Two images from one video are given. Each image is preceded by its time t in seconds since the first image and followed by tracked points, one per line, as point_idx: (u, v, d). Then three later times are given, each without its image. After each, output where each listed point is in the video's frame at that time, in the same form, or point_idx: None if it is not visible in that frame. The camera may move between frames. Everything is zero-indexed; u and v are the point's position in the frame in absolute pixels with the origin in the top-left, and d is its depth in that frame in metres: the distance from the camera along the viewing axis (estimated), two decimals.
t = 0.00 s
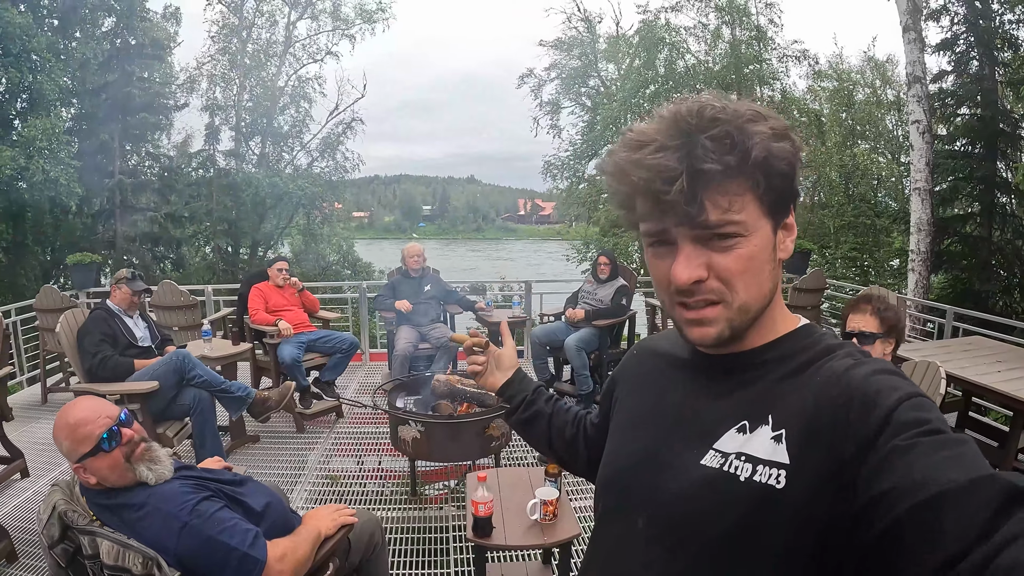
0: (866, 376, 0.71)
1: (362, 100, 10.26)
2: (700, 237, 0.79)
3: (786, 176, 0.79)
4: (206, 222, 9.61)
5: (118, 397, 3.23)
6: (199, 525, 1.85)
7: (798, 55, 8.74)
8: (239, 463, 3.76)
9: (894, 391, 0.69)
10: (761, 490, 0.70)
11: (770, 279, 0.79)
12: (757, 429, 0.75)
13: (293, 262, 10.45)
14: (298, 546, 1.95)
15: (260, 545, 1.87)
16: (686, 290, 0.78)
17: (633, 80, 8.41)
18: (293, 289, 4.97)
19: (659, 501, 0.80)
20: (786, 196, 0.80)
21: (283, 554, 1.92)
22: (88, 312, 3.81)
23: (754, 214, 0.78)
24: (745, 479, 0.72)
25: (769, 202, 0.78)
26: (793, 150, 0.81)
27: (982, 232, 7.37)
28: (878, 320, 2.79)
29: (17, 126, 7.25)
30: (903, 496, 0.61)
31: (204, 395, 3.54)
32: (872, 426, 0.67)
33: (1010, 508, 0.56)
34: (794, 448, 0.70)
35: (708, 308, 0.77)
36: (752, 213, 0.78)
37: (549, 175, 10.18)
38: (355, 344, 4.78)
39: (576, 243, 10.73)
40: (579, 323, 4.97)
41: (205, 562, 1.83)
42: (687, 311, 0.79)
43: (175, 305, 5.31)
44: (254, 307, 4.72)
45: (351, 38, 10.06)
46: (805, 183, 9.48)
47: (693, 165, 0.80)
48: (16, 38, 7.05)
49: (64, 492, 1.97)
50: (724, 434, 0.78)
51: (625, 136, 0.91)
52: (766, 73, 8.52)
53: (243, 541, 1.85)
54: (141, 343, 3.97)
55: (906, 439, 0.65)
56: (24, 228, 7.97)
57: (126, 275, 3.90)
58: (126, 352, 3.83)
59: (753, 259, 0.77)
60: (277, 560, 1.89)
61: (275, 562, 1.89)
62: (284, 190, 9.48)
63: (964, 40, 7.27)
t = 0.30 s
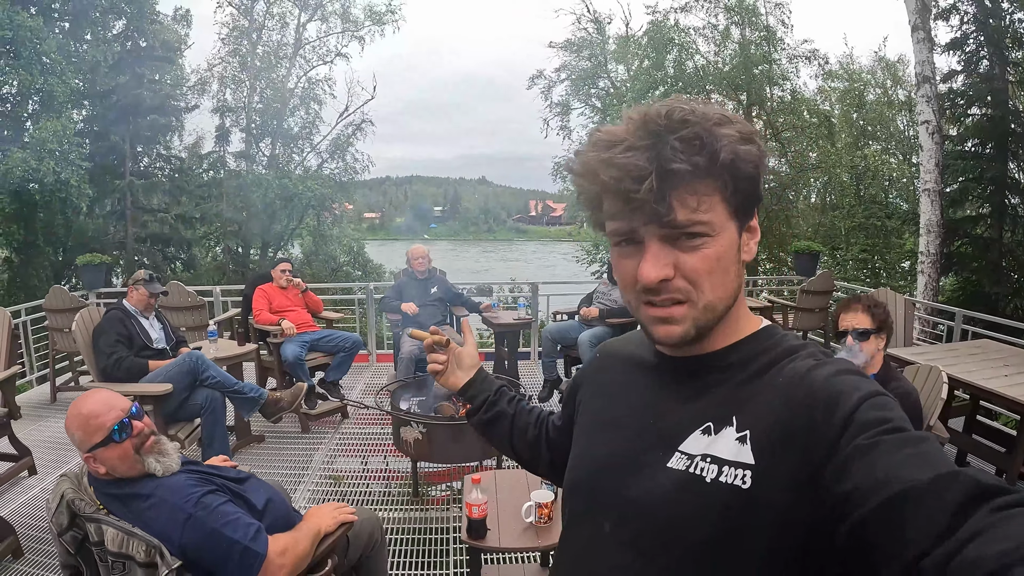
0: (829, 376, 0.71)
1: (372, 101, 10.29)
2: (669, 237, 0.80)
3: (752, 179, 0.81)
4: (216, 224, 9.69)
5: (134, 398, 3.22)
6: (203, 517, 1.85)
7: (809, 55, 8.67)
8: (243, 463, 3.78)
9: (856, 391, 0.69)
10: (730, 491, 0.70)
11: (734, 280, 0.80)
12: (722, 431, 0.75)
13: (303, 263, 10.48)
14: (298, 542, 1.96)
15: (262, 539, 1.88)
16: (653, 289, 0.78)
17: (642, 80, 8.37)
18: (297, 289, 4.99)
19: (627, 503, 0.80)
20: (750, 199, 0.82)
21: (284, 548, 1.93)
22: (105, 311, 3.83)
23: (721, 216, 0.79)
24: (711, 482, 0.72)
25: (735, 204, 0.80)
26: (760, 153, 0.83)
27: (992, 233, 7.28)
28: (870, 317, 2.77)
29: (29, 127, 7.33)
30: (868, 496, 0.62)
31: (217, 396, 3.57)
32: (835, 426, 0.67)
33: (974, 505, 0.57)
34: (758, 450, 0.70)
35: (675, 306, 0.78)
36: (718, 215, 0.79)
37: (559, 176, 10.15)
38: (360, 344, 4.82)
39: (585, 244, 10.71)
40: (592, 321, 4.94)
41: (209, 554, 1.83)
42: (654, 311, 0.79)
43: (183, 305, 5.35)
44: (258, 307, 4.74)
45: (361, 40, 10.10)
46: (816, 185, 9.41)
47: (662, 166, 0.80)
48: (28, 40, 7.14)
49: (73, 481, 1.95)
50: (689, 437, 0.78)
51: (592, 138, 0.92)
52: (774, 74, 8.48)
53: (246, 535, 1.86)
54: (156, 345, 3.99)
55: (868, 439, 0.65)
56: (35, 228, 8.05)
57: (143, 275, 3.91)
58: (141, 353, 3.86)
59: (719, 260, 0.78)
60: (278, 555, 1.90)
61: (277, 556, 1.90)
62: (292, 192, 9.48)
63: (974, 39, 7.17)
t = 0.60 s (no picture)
0: (786, 369, 0.74)
1: (376, 101, 10.30)
2: (629, 232, 0.81)
3: (709, 177, 0.84)
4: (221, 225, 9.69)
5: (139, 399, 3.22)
6: (194, 511, 1.86)
7: (814, 52, 8.62)
8: (243, 463, 3.79)
9: (810, 381, 0.72)
10: (689, 482, 0.72)
11: (691, 276, 0.82)
12: (681, 424, 0.77)
13: (308, 263, 10.48)
14: (288, 540, 1.95)
15: (251, 535, 1.88)
16: (613, 283, 0.79)
17: (647, 79, 8.34)
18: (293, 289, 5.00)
19: (591, 497, 0.80)
20: (707, 196, 0.84)
21: (273, 544, 1.92)
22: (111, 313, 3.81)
23: (680, 212, 0.81)
24: (673, 474, 0.73)
25: (693, 202, 0.82)
26: (716, 152, 0.86)
27: (998, 231, 7.23)
28: (865, 311, 2.76)
29: (35, 129, 7.36)
30: (824, 484, 0.63)
31: (220, 396, 3.57)
32: (791, 418, 0.69)
33: (931, 488, 0.58)
34: (718, 443, 0.72)
35: (635, 300, 0.79)
36: (678, 210, 0.81)
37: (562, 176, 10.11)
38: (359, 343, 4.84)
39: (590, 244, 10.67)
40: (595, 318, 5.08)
41: (199, 548, 1.83)
42: (615, 304, 0.80)
43: (185, 306, 5.37)
44: (256, 307, 4.75)
45: (365, 39, 10.12)
46: (822, 184, 9.35)
47: (622, 161, 0.81)
48: (32, 42, 7.17)
49: (69, 477, 1.94)
50: (650, 431, 0.79)
51: (552, 133, 0.93)
52: (779, 71, 8.42)
53: (236, 530, 1.86)
54: (161, 346, 3.98)
55: (825, 427, 0.67)
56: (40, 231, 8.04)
57: (151, 277, 3.89)
58: (147, 353, 3.87)
59: (678, 254, 0.80)
60: (268, 550, 1.90)
61: (268, 551, 1.90)
62: (297, 193, 9.50)
63: (978, 36, 7.11)
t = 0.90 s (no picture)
0: (761, 374, 0.74)
1: (380, 103, 10.30)
2: (599, 241, 0.81)
3: (678, 187, 0.83)
4: (226, 227, 9.70)
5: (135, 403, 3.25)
6: (186, 522, 1.86)
7: (819, 51, 8.56)
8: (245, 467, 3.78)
9: (782, 387, 0.72)
10: (666, 489, 0.71)
11: (662, 285, 0.81)
12: (656, 432, 0.76)
13: (313, 265, 10.47)
14: (282, 548, 1.93)
15: (244, 544, 1.87)
16: (584, 293, 0.79)
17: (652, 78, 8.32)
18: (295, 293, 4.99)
19: (567, 503, 0.79)
20: (676, 205, 0.84)
21: (267, 552, 1.91)
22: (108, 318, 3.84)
23: (649, 221, 0.80)
24: (648, 481, 0.72)
25: (662, 211, 0.82)
26: (684, 162, 0.85)
27: (1005, 231, 7.16)
28: (856, 317, 2.75)
29: (40, 133, 7.39)
30: (802, 486, 0.63)
31: (216, 400, 3.59)
32: (767, 423, 0.69)
33: (908, 485, 0.58)
34: (693, 448, 0.71)
35: (607, 309, 0.79)
36: (647, 220, 0.80)
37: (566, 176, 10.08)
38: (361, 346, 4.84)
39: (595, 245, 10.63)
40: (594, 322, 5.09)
41: (191, 557, 1.83)
42: (586, 314, 0.80)
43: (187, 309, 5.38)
44: (258, 311, 4.76)
45: (368, 41, 10.13)
46: (828, 183, 9.30)
47: (591, 172, 0.81)
48: (36, 46, 7.20)
49: (62, 486, 1.94)
50: (625, 439, 0.78)
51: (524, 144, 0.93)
52: (784, 70, 8.36)
53: (228, 540, 1.85)
54: (159, 351, 3.98)
55: (800, 431, 0.67)
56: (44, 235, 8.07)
57: (147, 281, 3.96)
58: (142, 358, 3.84)
59: (648, 264, 0.79)
60: (261, 559, 1.88)
61: (260, 560, 1.88)
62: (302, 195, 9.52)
63: (984, 34, 7.04)
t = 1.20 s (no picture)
0: (767, 392, 0.71)
1: (383, 105, 10.29)
2: (548, 270, 0.83)
3: (626, 209, 0.78)
4: (229, 229, 9.69)
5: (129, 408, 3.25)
6: (191, 537, 1.86)
7: (822, 51, 8.53)
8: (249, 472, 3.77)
9: (791, 406, 0.69)
10: (666, 501, 0.71)
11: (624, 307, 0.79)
12: (658, 442, 0.75)
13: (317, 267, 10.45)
14: (287, 563, 1.92)
15: (250, 561, 1.87)
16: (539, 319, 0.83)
17: (655, 79, 8.30)
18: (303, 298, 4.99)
19: (572, 512, 0.81)
20: (633, 224, 0.78)
21: (273, 568, 1.90)
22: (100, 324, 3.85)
23: (591, 248, 0.79)
24: (651, 493, 0.73)
25: (608, 234, 0.79)
26: (636, 179, 0.80)
27: (1012, 231, 7.10)
28: (861, 323, 2.71)
29: (43, 136, 7.40)
30: (807, 511, 0.61)
31: (211, 406, 3.57)
32: (771, 442, 0.67)
33: (917, 517, 0.56)
34: (693, 463, 0.71)
35: (560, 334, 0.81)
36: (590, 246, 0.79)
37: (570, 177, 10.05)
38: (367, 351, 4.83)
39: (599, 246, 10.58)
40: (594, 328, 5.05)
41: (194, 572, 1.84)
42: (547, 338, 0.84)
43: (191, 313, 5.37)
44: (264, 316, 4.75)
45: (371, 43, 10.12)
46: (832, 184, 9.25)
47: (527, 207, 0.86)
48: (38, 50, 7.22)
49: (63, 499, 1.96)
50: (630, 448, 0.78)
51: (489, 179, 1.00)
52: (788, 70, 8.34)
53: (234, 556, 1.85)
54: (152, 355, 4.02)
55: (807, 454, 0.64)
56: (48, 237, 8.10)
57: (138, 287, 3.96)
58: (136, 364, 3.88)
59: (596, 289, 0.78)
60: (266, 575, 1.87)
61: None
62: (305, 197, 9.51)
63: (989, 33, 7.00)
